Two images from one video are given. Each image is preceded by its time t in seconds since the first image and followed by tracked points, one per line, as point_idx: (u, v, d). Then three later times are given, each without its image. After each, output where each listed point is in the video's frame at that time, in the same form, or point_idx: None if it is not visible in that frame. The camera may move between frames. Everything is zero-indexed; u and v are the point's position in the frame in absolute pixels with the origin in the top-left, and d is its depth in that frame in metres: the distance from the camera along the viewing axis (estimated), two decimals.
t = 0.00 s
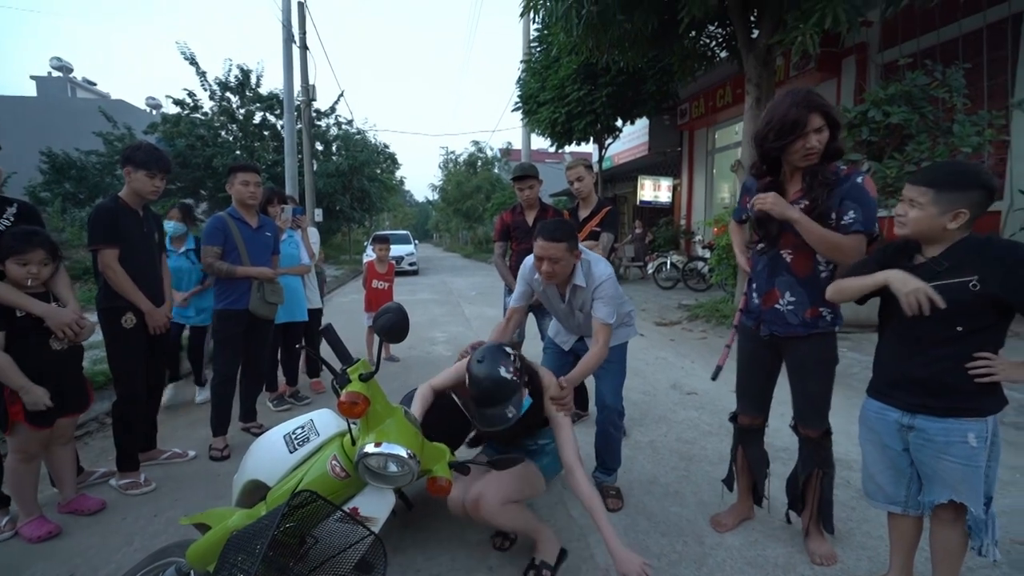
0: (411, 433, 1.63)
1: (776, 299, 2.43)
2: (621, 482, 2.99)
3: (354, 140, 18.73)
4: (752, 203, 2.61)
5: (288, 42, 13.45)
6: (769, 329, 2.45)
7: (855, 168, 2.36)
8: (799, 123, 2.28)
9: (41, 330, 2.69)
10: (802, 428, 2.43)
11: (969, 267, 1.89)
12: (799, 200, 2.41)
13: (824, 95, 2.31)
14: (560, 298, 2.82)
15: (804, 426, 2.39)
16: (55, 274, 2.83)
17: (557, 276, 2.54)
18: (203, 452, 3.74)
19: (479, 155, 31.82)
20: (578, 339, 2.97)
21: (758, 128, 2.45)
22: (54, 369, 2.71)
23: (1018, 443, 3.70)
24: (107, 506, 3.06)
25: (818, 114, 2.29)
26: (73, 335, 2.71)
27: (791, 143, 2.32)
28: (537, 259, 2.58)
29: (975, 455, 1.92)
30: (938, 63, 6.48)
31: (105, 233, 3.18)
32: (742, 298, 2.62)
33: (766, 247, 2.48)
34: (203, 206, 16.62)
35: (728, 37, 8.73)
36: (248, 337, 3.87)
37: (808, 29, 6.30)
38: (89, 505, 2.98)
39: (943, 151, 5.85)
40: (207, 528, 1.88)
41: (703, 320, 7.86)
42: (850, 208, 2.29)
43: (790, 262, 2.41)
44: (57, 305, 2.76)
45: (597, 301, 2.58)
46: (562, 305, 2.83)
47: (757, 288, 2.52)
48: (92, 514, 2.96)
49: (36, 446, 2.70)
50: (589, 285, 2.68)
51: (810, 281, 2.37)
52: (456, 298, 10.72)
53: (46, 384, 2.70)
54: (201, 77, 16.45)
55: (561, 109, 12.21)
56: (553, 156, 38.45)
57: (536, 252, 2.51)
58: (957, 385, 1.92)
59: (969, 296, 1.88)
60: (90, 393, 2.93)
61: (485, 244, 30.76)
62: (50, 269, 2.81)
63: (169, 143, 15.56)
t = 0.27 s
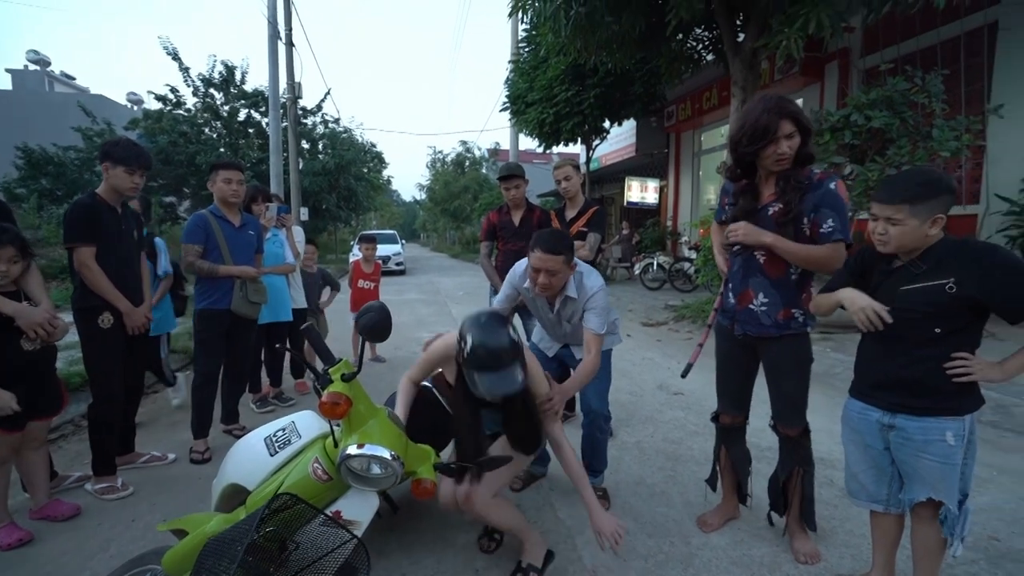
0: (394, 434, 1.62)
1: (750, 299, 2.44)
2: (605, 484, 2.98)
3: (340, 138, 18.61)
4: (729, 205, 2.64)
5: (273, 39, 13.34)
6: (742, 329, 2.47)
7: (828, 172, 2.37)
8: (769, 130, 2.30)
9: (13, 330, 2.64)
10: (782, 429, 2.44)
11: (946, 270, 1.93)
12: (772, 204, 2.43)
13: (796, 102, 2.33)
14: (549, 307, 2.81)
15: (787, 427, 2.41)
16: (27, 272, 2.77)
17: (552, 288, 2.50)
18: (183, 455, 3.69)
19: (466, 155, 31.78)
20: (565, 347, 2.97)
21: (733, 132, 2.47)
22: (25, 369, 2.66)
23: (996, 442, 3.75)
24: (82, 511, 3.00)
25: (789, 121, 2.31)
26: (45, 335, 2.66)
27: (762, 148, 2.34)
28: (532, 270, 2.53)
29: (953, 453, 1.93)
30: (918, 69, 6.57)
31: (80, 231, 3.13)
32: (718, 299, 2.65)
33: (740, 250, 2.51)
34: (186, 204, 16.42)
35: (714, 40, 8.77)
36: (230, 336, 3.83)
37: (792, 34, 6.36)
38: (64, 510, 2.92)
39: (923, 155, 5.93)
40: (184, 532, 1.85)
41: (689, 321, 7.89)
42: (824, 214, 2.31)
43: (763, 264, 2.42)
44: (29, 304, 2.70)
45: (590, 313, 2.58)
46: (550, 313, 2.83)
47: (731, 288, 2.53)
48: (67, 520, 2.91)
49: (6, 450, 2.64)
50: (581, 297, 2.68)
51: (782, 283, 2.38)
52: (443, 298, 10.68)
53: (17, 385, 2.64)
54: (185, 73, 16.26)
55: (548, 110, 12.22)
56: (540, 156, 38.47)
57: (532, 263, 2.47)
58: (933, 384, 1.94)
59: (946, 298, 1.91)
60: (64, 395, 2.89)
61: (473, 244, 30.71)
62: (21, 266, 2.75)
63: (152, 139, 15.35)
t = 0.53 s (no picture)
0: (386, 442, 1.59)
1: (738, 302, 2.44)
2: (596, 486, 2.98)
3: (331, 140, 18.54)
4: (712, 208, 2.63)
5: (262, 41, 13.28)
6: (731, 332, 2.47)
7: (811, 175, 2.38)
8: (748, 134, 2.32)
9: None
10: (771, 429, 2.44)
11: (933, 271, 1.94)
12: (756, 208, 2.43)
13: (775, 106, 2.34)
14: (545, 297, 2.83)
15: (779, 428, 2.40)
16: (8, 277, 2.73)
17: (553, 271, 2.56)
18: (170, 461, 3.65)
19: (457, 157, 31.77)
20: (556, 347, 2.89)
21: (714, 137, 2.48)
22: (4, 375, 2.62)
23: (983, 441, 3.78)
24: (65, 520, 2.96)
25: (767, 126, 2.32)
26: (25, 340, 2.62)
27: (742, 152, 2.36)
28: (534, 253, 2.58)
29: (947, 454, 1.93)
30: (903, 72, 6.63)
31: (65, 234, 3.09)
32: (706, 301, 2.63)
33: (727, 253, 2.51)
34: (175, 207, 16.29)
35: (703, 43, 8.81)
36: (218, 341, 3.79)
37: (780, 37, 6.41)
38: (46, 519, 2.88)
39: (909, 157, 5.97)
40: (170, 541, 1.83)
41: (681, 322, 7.91)
42: (810, 216, 2.32)
43: (749, 268, 2.43)
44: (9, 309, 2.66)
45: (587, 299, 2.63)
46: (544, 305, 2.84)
47: (719, 291, 2.53)
48: (49, 529, 2.87)
49: None
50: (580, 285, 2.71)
51: (769, 286, 2.39)
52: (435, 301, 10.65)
53: None
54: (173, 75, 16.15)
55: (539, 112, 12.24)
56: (531, 159, 38.52)
57: (535, 245, 2.52)
58: (924, 386, 1.95)
59: (935, 300, 1.92)
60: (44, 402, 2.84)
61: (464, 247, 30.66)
62: (0, 270, 2.70)
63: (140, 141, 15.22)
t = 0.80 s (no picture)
0: (372, 451, 1.57)
1: (729, 308, 2.42)
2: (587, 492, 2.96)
3: (321, 145, 18.48)
4: (695, 213, 2.61)
5: (251, 46, 13.23)
6: (723, 337, 2.44)
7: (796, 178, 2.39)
8: (722, 137, 2.36)
9: None
10: (762, 432, 2.44)
11: (921, 273, 1.94)
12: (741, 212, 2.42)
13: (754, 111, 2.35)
14: (543, 276, 2.88)
15: (769, 432, 2.40)
16: None
17: (553, 240, 2.67)
18: (156, 472, 3.61)
19: (448, 162, 31.78)
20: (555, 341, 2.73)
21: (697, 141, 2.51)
22: None
23: (973, 440, 3.79)
24: (48, 534, 2.92)
25: (742, 130, 2.35)
26: (6, 351, 2.60)
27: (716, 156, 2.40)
28: (535, 222, 2.71)
29: (939, 456, 1.93)
30: (889, 75, 6.68)
31: (47, 243, 3.04)
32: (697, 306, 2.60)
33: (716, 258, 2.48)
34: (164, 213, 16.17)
35: (692, 47, 8.84)
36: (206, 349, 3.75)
37: (767, 41, 6.44)
38: (28, 533, 2.84)
39: (896, 158, 6.01)
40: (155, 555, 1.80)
41: (673, 324, 7.92)
42: (800, 218, 2.31)
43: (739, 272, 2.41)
44: None
45: (586, 272, 2.63)
46: (542, 283, 2.89)
47: (709, 296, 2.50)
48: (31, 543, 2.82)
49: None
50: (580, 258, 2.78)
51: (760, 290, 2.38)
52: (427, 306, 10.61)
53: None
54: (162, 80, 16.07)
55: (530, 116, 12.25)
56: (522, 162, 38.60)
57: (537, 212, 2.65)
58: (915, 389, 1.94)
59: (923, 301, 1.93)
60: (24, 414, 2.82)
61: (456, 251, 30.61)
62: None
63: (128, 147, 15.12)
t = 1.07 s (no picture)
0: (360, 466, 1.53)
1: (735, 318, 2.38)
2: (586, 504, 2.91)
3: (324, 152, 18.52)
4: (690, 219, 2.57)
5: (254, 54, 13.29)
6: (730, 348, 2.40)
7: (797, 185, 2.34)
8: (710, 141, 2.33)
9: None
10: (766, 444, 2.39)
11: (922, 281, 1.90)
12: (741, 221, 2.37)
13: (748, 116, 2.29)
14: (532, 279, 2.82)
15: (770, 444, 2.35)
16: None
17: (537, 242, 2.63)
18: (151, 482, 3.58)
19: (451, 168, 31.84)
20: (550, 351, 2.68)
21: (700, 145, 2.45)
22: None
23: (980, 451, 3.73)
24: (39, 546, 2.89)
25: (732, 134, 2.30)
26: None
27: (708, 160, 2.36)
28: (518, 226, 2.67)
29: (940, 471, 1.88)
30: (891, 81, 6.65)
31: (45, 250, 3.02)
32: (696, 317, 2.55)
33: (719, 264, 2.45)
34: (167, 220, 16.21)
35: (693, 54, 8.83)
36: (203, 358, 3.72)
37: (768, 47, 6.43)
38: (19, 544, 2.81)
39: (899, 165, 5.97)
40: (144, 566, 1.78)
41: (675, 332, 7.86)
42: (803, 225, 2.28)
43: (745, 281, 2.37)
44: None
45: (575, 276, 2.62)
46: (532, 287, 2.82)
47: (712, 307, 2.45)
48: (22, 555, 2.79)
49: None
50: (570, 259, 2.72)
51: (766, 299, 2.35)
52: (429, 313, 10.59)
53: None
54: (166, 88, 16.15)
55: (532, 123, 12.27)
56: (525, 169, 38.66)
57: (520, 215, 2.62)
58: (914, 402, 1.90)
59: (924, 310, 1.88)
60: (16, 422, 2.79)
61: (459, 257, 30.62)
62: None
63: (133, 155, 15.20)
